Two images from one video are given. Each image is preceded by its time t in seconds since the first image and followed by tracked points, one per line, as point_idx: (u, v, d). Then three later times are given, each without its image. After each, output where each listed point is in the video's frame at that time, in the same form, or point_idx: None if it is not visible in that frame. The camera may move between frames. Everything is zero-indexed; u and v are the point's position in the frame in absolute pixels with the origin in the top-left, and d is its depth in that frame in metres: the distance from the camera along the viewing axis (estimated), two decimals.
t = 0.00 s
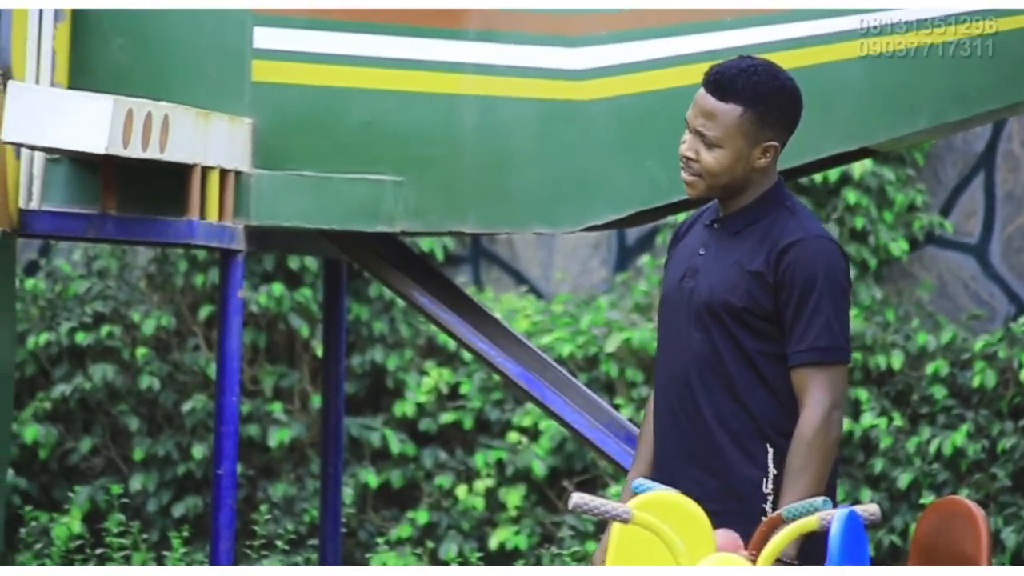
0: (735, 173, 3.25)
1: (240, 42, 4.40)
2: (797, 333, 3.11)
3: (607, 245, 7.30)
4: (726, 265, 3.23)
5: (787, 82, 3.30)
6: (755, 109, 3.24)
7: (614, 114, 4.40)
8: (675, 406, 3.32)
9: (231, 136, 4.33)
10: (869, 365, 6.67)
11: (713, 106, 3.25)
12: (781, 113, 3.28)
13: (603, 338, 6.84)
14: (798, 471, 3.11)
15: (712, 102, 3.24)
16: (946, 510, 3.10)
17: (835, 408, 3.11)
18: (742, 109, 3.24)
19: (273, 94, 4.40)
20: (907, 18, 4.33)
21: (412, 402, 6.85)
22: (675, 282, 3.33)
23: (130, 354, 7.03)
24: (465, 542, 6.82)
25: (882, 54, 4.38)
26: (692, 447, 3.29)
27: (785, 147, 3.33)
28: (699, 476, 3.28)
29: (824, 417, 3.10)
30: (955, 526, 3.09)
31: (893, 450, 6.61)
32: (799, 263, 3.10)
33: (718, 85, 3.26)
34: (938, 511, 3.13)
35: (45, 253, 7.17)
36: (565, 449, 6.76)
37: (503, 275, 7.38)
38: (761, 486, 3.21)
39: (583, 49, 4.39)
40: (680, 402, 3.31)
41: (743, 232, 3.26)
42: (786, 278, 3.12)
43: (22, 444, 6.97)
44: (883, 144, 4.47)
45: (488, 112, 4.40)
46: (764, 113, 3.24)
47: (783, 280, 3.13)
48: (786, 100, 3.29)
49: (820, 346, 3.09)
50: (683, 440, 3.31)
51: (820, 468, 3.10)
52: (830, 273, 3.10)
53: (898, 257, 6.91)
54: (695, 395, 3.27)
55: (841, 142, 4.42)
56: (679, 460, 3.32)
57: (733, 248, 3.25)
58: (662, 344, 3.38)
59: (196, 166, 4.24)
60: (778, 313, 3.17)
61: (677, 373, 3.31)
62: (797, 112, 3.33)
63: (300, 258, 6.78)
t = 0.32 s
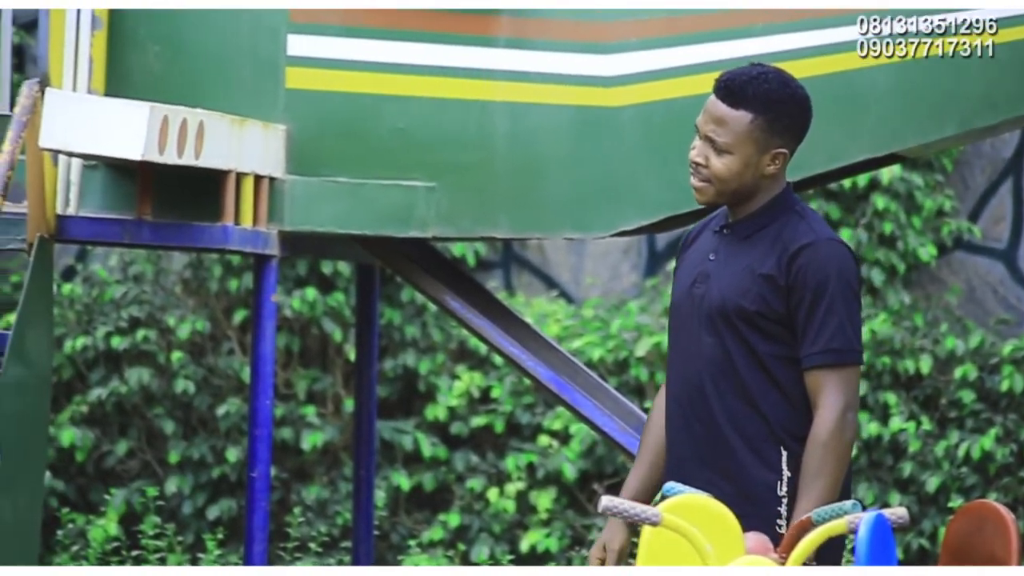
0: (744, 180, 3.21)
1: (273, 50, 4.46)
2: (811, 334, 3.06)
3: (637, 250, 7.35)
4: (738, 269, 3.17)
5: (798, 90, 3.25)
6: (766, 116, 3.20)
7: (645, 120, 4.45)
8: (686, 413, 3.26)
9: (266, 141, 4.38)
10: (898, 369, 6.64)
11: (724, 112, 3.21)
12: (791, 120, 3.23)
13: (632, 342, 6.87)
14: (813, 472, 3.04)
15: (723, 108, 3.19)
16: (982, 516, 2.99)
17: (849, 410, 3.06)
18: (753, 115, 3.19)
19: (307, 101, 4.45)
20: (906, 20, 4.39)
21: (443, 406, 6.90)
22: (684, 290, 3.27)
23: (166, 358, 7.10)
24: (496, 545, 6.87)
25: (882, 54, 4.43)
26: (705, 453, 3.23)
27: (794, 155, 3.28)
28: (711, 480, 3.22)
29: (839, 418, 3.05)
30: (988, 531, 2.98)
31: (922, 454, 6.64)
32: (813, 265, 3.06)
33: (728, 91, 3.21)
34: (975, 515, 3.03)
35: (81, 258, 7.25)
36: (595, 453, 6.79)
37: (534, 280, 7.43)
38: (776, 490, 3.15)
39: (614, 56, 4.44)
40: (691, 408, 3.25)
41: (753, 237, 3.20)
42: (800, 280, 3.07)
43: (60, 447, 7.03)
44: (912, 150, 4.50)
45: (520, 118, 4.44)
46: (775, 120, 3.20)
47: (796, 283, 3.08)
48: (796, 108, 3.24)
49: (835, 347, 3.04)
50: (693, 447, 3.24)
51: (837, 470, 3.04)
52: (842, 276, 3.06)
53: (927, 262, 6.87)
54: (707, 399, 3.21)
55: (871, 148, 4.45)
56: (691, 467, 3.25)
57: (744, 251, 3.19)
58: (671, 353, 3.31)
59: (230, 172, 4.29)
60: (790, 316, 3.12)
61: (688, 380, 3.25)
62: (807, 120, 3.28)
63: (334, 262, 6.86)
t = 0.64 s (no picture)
0: (747, 182, 3.16)
1: (304, 52, 4.51)
2: (818, 333, 3.02)
3: (664, 250, 7.39)
4: (743, 268, 3.12)
5: (803, 93, 3.20)
6: (770, 119, 3.15)
7: (672, 121, 4.48)
8: (689, 414, 3.21)
9: (297, 141, 4.43)
10: (924, 368, 6.66)
11: (729, 114, 3.16)
12: (795, 122, 3.18)
13: (659, 341, 6.92)
14: (819, 470, 3.01)
15: (728, 111, 3.15)
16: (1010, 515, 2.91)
17: (857, 409, 3.03)
18: (756, 118, 3.14)
19: (337, 102, 4.50)
20: (906, 19, 4.42)
21: (472, 404, 6.96)
22: (688, 290, 3.22)
23: (197, 357, 7.15)
24: (525, 542, 6.91)
25: (882, 54, 4.45)
26: (709, 453, 3.18)
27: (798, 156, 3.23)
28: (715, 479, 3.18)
29: (846, 417, 3.01)
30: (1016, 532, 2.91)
31: (947, 452, 6.66)
32: (820, 265, 3.02)
33: (733, 94, 3.16)
34: (1016, 508, 2.90)
35: (115, 258, 7.32)
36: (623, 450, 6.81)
37: (562, 280, 7.47)
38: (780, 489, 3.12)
39: (641, 57, 4.47)
40: (694, 409, 3.20)
41: (757, 236, 3.15)
42: (808, 280, 3.03)
43: (93, 444, 7.10)
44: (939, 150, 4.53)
45: (548, 119, 4.48)
46: (779, 123, 3.15)
47: (804, 281, 3.04)
48: (800, 111, 3.19)
49: (842, 347, 3.00)
50: (696, 446, 3.20)
51: (843, 468, 3.01)
52: (849, 276, 3.03)
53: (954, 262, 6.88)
54: (711, 399, 3.16)
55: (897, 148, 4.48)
56: (693, 468, 3.21)
57: (749, 252, 3.14)
58: (674, 354, 3.27)
59: (261, 172, 4.34)
60: (796, 316, 3.08)
61: (692, 381, 3.20)
62: (811, 122, 3.23)
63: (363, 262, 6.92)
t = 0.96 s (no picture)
0: (748, 184, 3.17)
1: (334, 53, 4.56)
2: (824, 330, 3.05)
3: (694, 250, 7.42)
4: (746, 267, 3.14)
5: (805, 97, 3.22)
6: (773, 121, 3.16)
7: (700, 123, 4.51)
8: (688, 414, 3.19)
9: (327, 144, 4.49)
10: (950, 368, 6.68)
11: (731, 116, 3.17)
12: (797, 125, 3.20)
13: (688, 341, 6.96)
14: (823, 466, 3.01)
15: (730, 113, 3.16)
16: None
17: (861, 406, 3.05)
18: (758, 121, 3.16)
19: (371, 105, 4.55)
20: (908, 19, 4.48)
21: (501, 404, 7.02)
22: (688, 291, 3.22)
23: (230, 357, 7.22)
24: (554, 540, 6.95)
25: (882, 53, 4.51)
26: (708, 453, 3.16)
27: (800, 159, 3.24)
28: (715, 479, 3.16)
29: (850, 414, 3.02)
30: None
31: (974, 451, 6.68)
32: (824, 263, 3.06)
33: (736, 95, 3.18)
34: None
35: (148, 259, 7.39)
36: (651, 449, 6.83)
37: (590, 280, 7.51)
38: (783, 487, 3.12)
39: (668, 59, 4.50)
40: (693, 410, 3.18)
41: (759, 237, 3.17)
42: (813, 278, 3.06)
43: (127, 443, 7.19)
44: (964, 153, 4.59)
45: (575, 121, 4.52)
46: (781, 125, 3.17)
47: (809, 279, 3.07)
48: (803, 114, 3.21)
49: (847, 344, 3.03)
50: (695, 446, 3.17)
51: (847, 464, 3.01)
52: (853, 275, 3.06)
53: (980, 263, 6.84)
54: (712, 399, 3.16)
55: (924, 150, 4.53)
56: (691, 468, 3.18)
57: (751, 252, 3.16)
58: (673, 356, 3.26)
59: (293, 174, 4.38)
60: (799, 315, 3.10)
61: (692, 380, 3.19)
62: (812, 126, 3.25)
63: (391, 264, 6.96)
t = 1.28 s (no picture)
0: (747, 184, 3.11)
1: (362, 55, 4.58)
2: (824, 329, 2.97)
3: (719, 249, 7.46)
4: (748, 265, 3.06)
5: (803, 97, 3.15)
6: (770, 122, 3.10)
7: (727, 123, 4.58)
8: (686, 411, 3.11)
9: (356, 145, 4.51)
10: (972, 367, 6.68)
11: (729, 117, 3.11)
12: (794, 125, 3.13)
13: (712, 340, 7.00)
14: (823, 464, 2.94)
15: (728, 112, 3.10)
16: None
17: (862, 406, 2.97)
18: (756, 121, 3.09)
19: (394, 107, 4.57)
20: (907, 19, 4.57)
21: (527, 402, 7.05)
22: (688, 288, 3.15)
23: (259, 355, 7.28)
24: (579, 538, 6.99)
25: (882, 53, 4.58)
26: (706, 450, 3.09)
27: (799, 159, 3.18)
28: (714, 476, 3.08)
29: (850, 413, 2.95)
30: None
31: (997, 449, 6.69)
32: (826, 262, 2.98)
33: (732, 96, 3.12)
34: None
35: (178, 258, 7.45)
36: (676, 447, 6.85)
37: (615, 280, 7.54)
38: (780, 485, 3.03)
39: (695, 61, 4.57)
40: (692, 407, 3.10)
41: (760, 235, 3.10)
42: (814, 277, 2.99)
43: (157, 441, 7.23)
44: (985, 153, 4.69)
45: (603, 122, 4.58)
46: (779, 126, 3.10)
47: (809, 278, 2.99)
48: (801, 113, 3.15)
49: (849, 343, 2.96)
50: (694, 443, 3.10)
51: (849, 462, 2.94)
52: (854, 274, 2.99)
53: (1003, 262, 6.84)
54: (711, 396, 3.08)
55: (946, 150, 4.62)
56: (689, 465, 3.11)
57: (752, 250, 3.08)
58: (671, 353, 3.18)
59: (322, 174, 4.42)
60: (800, 314, 3.02)
61: (690, 379, 3.11)
62: (811, 125, 3.18)
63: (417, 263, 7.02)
